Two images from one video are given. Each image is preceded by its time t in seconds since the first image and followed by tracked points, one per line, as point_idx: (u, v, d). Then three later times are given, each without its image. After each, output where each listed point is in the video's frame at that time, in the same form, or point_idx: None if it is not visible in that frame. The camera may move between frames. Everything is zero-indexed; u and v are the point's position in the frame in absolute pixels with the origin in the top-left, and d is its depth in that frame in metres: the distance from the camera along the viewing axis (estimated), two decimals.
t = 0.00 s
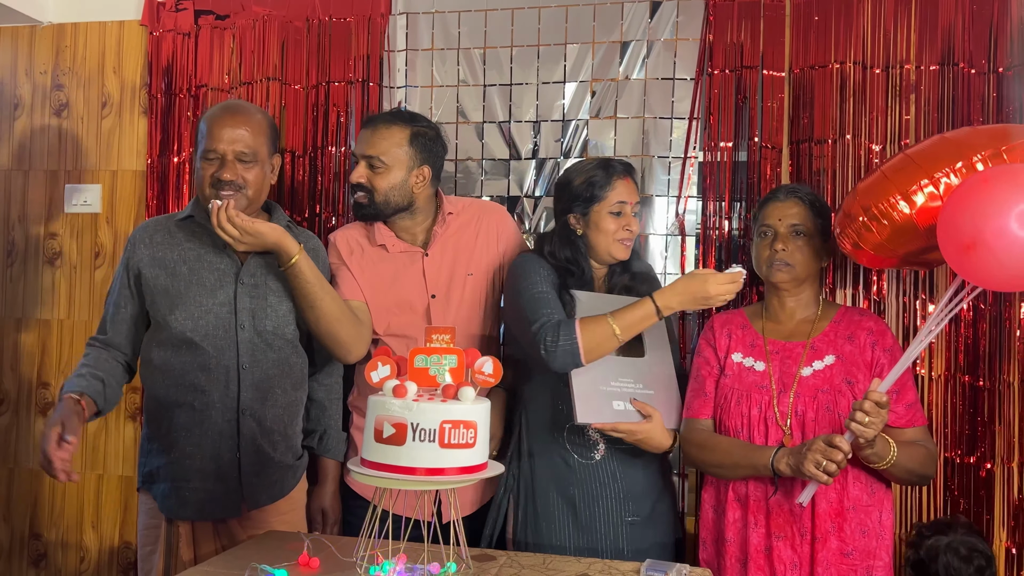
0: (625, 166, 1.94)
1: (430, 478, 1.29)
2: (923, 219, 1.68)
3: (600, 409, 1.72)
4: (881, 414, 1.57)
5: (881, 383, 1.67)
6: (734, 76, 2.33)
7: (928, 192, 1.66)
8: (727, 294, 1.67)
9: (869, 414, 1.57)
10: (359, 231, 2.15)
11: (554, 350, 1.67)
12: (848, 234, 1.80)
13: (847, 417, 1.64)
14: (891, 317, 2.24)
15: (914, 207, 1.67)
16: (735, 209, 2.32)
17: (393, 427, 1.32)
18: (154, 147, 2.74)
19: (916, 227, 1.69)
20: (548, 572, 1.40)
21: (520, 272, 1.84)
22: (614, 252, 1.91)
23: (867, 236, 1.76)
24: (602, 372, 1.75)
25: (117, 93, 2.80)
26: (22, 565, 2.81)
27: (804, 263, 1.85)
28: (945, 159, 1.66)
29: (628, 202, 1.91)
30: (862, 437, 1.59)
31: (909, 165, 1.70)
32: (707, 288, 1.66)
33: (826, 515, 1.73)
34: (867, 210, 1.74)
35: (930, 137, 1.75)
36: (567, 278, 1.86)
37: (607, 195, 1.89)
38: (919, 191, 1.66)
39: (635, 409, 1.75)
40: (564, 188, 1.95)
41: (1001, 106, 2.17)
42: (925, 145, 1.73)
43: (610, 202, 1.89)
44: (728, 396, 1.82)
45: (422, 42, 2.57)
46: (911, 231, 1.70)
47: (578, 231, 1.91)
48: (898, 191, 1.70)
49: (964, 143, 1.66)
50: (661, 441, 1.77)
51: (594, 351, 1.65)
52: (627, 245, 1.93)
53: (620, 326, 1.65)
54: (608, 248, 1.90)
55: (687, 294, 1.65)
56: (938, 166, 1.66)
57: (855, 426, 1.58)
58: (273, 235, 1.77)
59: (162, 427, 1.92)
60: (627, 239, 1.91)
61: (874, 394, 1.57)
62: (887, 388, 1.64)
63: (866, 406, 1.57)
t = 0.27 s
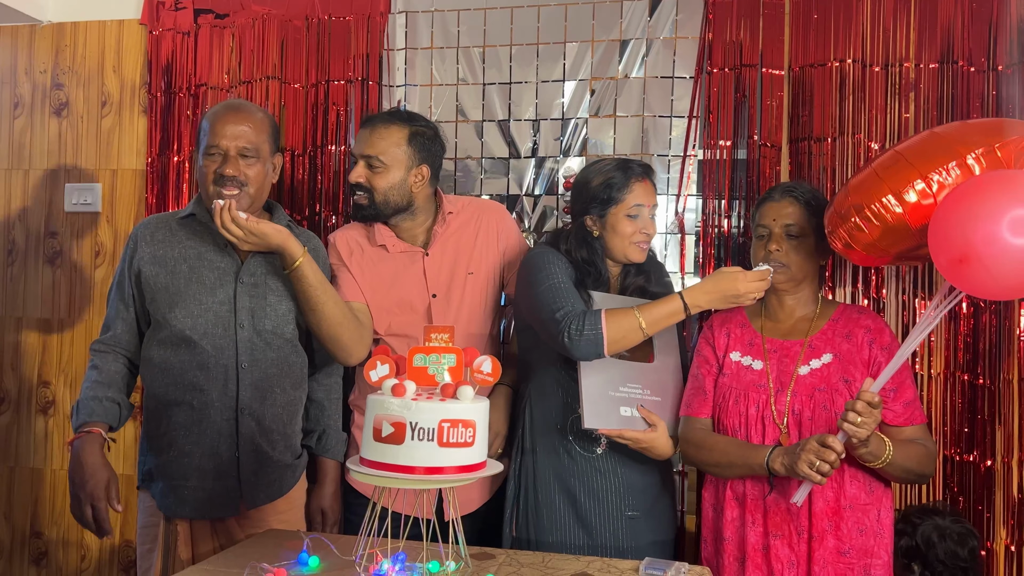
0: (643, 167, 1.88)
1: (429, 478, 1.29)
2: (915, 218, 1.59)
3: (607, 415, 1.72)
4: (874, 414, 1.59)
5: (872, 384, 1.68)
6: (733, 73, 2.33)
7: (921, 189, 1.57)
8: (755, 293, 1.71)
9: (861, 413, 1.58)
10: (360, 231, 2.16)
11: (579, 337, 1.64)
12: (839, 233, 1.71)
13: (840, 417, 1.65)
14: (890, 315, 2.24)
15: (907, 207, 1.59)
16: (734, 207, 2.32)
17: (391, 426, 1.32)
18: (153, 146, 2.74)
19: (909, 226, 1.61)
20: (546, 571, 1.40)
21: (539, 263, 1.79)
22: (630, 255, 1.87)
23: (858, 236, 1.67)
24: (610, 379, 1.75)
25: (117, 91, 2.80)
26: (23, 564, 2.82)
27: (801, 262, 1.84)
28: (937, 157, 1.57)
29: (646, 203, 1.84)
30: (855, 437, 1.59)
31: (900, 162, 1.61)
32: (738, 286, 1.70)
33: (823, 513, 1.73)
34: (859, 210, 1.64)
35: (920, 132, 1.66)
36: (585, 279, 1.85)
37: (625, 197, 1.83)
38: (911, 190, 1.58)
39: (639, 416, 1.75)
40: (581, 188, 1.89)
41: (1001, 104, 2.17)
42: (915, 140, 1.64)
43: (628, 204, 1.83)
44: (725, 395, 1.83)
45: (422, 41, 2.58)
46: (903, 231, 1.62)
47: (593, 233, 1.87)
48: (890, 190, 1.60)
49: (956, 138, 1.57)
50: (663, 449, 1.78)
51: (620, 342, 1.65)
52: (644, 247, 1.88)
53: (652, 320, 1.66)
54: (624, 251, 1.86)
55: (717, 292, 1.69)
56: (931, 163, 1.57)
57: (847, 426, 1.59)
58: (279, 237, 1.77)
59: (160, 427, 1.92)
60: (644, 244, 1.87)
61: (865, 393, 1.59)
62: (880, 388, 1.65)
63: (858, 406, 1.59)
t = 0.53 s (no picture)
0: (650, 168, 1.88)
1: (429, 475, 1.30)
2: (913, 215, 1.59)
3: (607, 415, 1.72)
4: (870, 412, 1.59)
5: (869, 380, 1.68)
6: (733, 71, 2.33)
7: (920, 186, 1.57)
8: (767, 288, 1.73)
9: (858, 411, 1.58)
10: (363, 229, 2.17)
11: (591, 333, 1.64)
12: (838, 230, 1.71)
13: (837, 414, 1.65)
14: (890, 313, 2.24)
15: (905, 204, 1.59)
16: (735, 204, 2.32)
17: (392, 424, 1.32)
18: (154, 145, 2.75)
19: (908, 223, 1.61)
20: (547, 568, 1.41)
21: (548, 259, 1.79)
22: (636, 257, 1.88)
23: (857, 233, 1.67)
24: (612, 379, 1.76)
25: (118, 90, 2.80)
26: (26, 561, 2.82)
27: (800, 259, 1.85)
28: (937, 154, 1.56)
29: (655, 206, 1.85)
30: (852, 434, 1.59)
31: (899, 159, 1.61)
32: (750, 281, 1.72)
33: (821, 510, 1.73)
34: (858, 207, 1.64)
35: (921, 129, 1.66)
36: (592, 279, 1.88)
37: (634, 198, 1.83)
38: (910, 187, 1.58)
39: (639, 418, 1.75)
40: (590, 188, 1.89)
41: (1001, 101, 2.17)
42: (915, 137, 1.64)
43: (636, 205, 1.83)
44: (725, 392, 1.83)
45: (422, 38, 2.58)
46: (902, 228, 1.62)
47: (602, 234, 1.88)
48: (890, 187, 1.60)
49: (955, 136, 1.57)
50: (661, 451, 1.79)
51: (631, 337, 1.66)
52: (650, 248, 1.89)
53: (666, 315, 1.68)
54: (630, 252, 1.87)
55: (730, 288, 1.71)
56: (931, 161, 1.57)
57: (845, 423, 1.59)
58: (284, 229, 1.79)
59: (163, 425, 1.93)
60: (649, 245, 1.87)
61: (862, 390, 1.59)
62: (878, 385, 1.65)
63: (855, 403, 1.59)
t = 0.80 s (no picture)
0: (656, 165, 1.88)
1: (432, 471, 1.30)
2: (912, 211, 1.59)
3: (610, 412, 1.72)
4: (871, 408, 1.59)
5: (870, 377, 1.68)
6: (736, 68, 2.32)
7: (918, 183, 1.57)
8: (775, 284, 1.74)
9: (859, 406, 1.58)
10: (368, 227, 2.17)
11: (602, 329, 1.64)
12: (838, 226, 1.71)
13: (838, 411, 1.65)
14: (892, 310, 2.24)
15: (904, 200, 1.59)
16: (737, 201, 2.32)
17: (394, 421, 1.33)
18: (157, 143, 2.75)
19: (906, 219, 1.61)
20: (549, 565, 1.41)
21: (556, 255, 1.79)
22: (640, 256, 1.87)
23: (856, 229, 1.67)
24: (617, 376, 1.75)
25: (120, 87, 2.80)
26: (30, 559, 2.83)
27: (801, 256, 1.84)
28: (935, 150, 1.57)
29: (660, 204, 1.85)
30: (852, 430, 1.59)
31: (897, 155, 1.61)
32: (760, 276, 1.73)
33: (823, 508, 1.73)
34: (856, 203, 1.65)
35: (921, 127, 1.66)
36: (599, 277, 1.87)
37: (639, 195, 1.83)
38: (908, 183, 1.58)
39: (643, 416, 1.74)
40: (596, 186, 1.89)
41: (1004, 97, 2.17)
42: (914, 134, 1.64)
43: (641, 202, 1.83)
44: (726, 389, 1.83)
45: (423, 36, 2.57)
46: (901, 224, 1.62)
47: (607, 233, 1.88)
48: (887, 182, 1.60)
49: (955, 133, 1.57)
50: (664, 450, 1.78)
51: (641, 332, 1.66)
52: (655, 248, 1.88)
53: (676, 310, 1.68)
54: (634, 252, 1.86)
55: (739, 282, 1.71)
56: (928, 157, 1.57)
57: (845, 418, 1.59)
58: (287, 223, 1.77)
59: (167, 422, 1.93)
60: (655, 244, 1.87)
61: (863, 386, 1.59)
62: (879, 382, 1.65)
63: (855, 399, 1.58)
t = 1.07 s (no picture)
0: (662, 165, 1.88)
1: (433, 471, 1.30)
2: (915, 211, 1.59)
3: (614, 411, 1.72)
4: (873, 407, 1.59)
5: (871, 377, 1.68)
6: (737, 66, 2.32)
7: (922, 182, 1.57)
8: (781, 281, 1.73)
9: (861, 406, 1.58)
10: (370, 226, 2.17)
11: (606, 326, 1.63)
12: (842, 226, 1.71)
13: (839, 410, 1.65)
14: (893, 308, 2.24)
15: (907, 200, 1.59)
16: (738, 199, 2.32)
17: (395, 420, 1.33)
18: (158, 141, 2.75)
19: (910, 219, 1.60)
20: (549, 564, 1.41)
21: (561, 253, 1.79)
22: (645, 257, 1.87)
23: (859, 228, 1.66)
24: (621, 376, 1.76)
25: (121, 87, 2.80)
26: (32, 557, 2.84)
27: (802, 255, 1.84)
28: (938, 150, 1.56)
29: (666, 205, 1.84)
30: (853, 429, 1.59)
31: (901, 154, 1.60)
32: (762, 271, 1.73)
33: (825, 507, 1.73)
34: (861, 203, 1.64)
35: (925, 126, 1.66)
36: (604, 277, 1.87)
37: (645, 196, 1.83)
38: (912, 183, 1.57)
39: (646, 416, 1.75)
40: (602, 186, 1.89)
41: (1006, 95, 2.16)
42: (918, 133, 1.63)
43: (647, 203, 1.83)
44: (728, 388, 1.83)
45: (424, 34, 2.57)
46: (904, 224, 1.61)
47: (612, 233, 1.88)
48: (891, 182, 1.60)
49: (958, 132, 1.56)
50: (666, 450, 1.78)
51: (646, 330, 1.65)
52: (660, 249, 1.88)
53: (682, 306, 1.68)
54: (639, 252, 1.86)
55: (744, 277, 1.71)
56: (933, 156, 1.56)
57: (847, 417, 1.59)
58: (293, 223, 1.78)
59: (169, 420, 1.94)
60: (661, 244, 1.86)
61: (864, 386, 1.59)
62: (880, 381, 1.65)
63: (857, 398, 1.58)
